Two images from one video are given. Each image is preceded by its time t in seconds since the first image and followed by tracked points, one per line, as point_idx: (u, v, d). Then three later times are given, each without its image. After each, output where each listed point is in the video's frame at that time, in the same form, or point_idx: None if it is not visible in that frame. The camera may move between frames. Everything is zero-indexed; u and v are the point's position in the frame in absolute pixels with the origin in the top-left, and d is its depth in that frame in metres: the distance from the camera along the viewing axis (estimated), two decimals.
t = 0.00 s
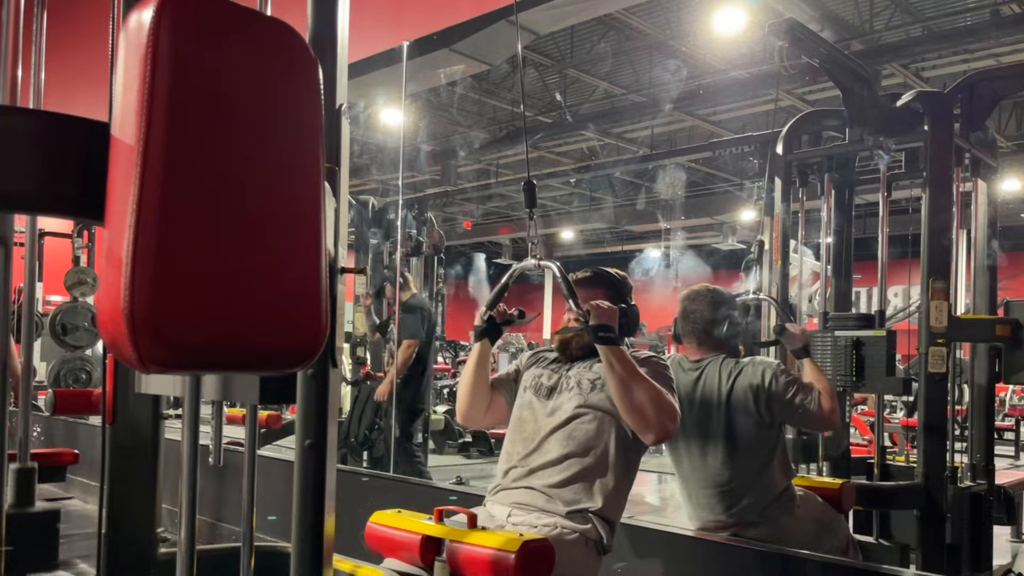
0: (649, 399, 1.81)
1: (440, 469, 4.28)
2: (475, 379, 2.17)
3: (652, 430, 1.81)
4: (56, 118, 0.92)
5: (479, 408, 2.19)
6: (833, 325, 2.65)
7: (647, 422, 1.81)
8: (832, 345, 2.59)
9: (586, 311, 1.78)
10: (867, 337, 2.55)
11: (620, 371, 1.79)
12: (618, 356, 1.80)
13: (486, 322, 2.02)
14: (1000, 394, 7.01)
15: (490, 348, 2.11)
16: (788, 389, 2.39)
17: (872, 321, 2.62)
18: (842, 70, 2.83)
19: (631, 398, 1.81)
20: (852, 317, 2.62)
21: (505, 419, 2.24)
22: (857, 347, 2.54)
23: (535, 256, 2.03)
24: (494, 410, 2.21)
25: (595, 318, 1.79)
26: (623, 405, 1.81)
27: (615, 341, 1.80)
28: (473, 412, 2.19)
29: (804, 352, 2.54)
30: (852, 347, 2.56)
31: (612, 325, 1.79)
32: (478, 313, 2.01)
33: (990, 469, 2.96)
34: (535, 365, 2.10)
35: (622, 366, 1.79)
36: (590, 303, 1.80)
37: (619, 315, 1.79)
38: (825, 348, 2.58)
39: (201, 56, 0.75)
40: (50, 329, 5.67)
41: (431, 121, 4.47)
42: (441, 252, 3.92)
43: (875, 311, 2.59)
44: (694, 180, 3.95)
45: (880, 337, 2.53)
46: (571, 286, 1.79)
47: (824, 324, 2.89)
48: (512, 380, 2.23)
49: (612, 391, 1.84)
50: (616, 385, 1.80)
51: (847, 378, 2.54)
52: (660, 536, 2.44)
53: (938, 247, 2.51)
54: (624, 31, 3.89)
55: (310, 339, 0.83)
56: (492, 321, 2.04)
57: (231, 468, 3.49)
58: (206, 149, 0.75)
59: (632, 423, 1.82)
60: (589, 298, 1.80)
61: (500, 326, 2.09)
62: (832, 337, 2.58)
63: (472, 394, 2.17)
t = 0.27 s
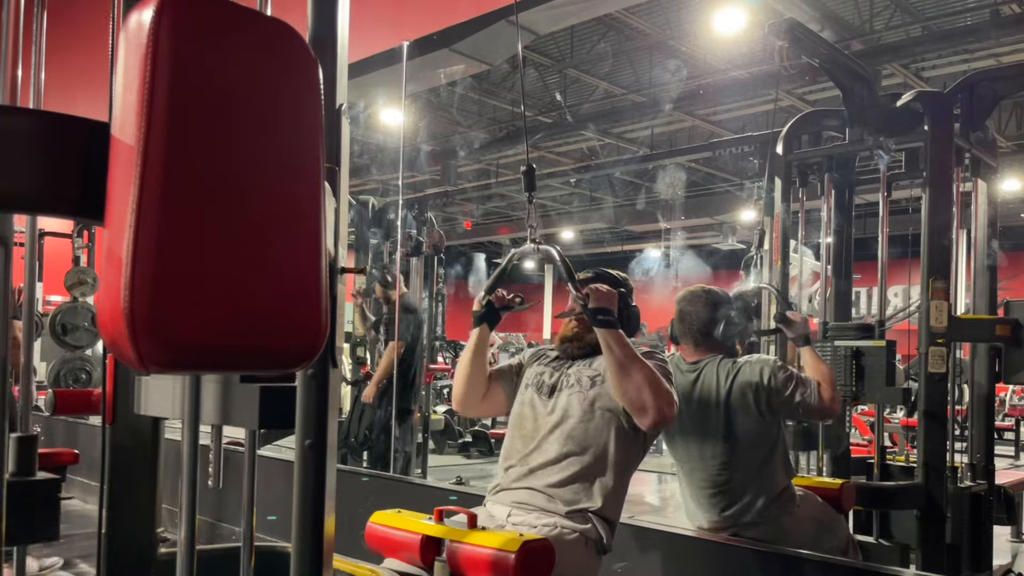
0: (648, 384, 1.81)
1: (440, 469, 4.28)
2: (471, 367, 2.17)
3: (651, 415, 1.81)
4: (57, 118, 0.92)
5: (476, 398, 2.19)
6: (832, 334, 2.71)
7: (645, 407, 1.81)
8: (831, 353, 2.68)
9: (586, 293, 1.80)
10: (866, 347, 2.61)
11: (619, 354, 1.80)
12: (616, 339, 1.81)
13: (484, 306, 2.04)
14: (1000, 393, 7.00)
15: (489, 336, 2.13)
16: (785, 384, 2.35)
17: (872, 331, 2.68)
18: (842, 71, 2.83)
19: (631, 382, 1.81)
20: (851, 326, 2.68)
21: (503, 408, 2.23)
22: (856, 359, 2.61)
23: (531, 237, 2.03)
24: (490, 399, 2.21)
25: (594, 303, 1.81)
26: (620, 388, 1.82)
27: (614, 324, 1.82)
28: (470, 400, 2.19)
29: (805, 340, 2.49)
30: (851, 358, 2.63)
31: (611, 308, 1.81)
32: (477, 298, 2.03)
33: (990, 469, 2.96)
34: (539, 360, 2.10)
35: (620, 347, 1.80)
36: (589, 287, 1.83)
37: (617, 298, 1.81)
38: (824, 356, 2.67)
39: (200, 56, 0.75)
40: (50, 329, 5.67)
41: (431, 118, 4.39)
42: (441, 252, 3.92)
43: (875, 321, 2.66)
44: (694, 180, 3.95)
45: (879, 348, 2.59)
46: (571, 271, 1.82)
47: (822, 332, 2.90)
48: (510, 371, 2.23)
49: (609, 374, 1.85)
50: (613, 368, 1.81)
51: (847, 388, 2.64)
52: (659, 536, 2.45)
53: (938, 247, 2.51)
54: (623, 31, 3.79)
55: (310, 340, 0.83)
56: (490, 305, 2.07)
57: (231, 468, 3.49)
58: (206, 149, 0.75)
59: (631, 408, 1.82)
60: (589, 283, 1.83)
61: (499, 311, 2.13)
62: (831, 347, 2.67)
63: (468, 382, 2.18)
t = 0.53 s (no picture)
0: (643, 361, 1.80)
1: (440, 469, 4.28)
2: (469, 351, 2.17)
3: (646, 394, 1.79)
4: (56, 117, 0.92)
5: (473, 383, 2.19)
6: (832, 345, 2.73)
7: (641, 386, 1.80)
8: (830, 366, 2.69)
9: (582, 273, 1.79)
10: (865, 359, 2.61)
11: (614, 333, 1.80)
12: (612, 317, 1.81)
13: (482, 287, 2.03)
14: (1000, 394, 7.00)
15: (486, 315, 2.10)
16: (785, 381, 2.33)
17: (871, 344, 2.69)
18: (842, 71, 2.83)
19: (626, 362, 1.80)
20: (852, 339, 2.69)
21: (501, 393, 2.23)
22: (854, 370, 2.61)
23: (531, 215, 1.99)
24: (488, 383, 2.21)
25: (591, 283, 1.80)
26: (616, 368, 1.81)
27: (610, 305, 1.82)
28: (468, 383, 2.19)
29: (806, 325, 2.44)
30: (851, 369, 2.63)
31: (607, 288, 1.81)
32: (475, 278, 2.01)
33: (990, 469, 2.96)
34: (538, 355, 2.11)
35: (615, 326, 1.80)
36: (585, 267, 1.82)
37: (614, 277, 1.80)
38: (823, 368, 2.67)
39: (199, 55, 0.75)
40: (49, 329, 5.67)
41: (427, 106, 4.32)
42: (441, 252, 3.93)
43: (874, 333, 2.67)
44: (695, 180, 3.96)
45: (879, 360, 2.59)
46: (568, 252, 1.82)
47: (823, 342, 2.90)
48: (509, 358, 2.23)
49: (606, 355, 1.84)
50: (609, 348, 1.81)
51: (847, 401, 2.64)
52: (659, 535, 2.45)
53: (938, 247, 2.51)
54: (623, 31, 3.77)
55: (309, 340, 0.83)
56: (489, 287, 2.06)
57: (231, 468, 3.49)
58: (206, 149, 0.75)
59: (628, 389, 1.81)
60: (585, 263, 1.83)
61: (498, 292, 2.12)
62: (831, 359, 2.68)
63: (465, 365, 2.17)
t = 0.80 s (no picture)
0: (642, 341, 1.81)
1: (440, 469, 4.28)
2: (470, 332, 2.18)
3: (645, 373, 1.80)
4: (56, 118, 0.92)
5: (473, 369, 2.19)
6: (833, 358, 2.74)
7: (638, 366, 1.80)
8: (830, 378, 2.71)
9: (581, 253, 1.80)
10: (864, 372, 2.63)
11: (613, 310, 1.81)
12: (611, 297, 1.82)
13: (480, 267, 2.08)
14: (1000, 394, 7.00)
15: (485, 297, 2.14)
16: (784, 376, 2.35)
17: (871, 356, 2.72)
18: (842, 71, 2.83)
19: (625, 340, 1.81)
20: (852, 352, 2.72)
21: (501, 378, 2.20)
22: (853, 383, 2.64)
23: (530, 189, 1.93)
24: (488, 368, 2.19)
25: (590, 262, 1.81)
26: (615, 346, 1.82)
27: (610, 284, 1.83)
28: (468, 365, 2.18)
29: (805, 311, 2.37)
30: (851, 382, 2.65)
31: (606, 268, 1.82)
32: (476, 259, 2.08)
33: (990, 469, 2.95)
34: (538, 355, 2.11)
35: (615, 304, 1.81)
36: (586, 246, 1.84)
37: (613, 257, 1.81)
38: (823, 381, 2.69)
39: (199, 54, 0.75)
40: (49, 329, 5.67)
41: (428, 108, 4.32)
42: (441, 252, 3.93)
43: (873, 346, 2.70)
44: (695, 179, 3.97)
45: (878, 372, 2.60)
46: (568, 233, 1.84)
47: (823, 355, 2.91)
48: (510, 345, 2.21)
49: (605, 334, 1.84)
50: (608, 325, 1.81)
51: (847, 414, 2.66)
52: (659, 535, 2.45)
53: (938, 247, 2.51)
54: (623, 31, 3.75)
55: (309, 340, 0.83)
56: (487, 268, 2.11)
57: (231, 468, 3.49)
58: (206, 148, 0.75)
59: (626, 368, 1.81)
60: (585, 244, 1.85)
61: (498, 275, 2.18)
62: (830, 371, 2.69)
63: (465, 347, 2.18)
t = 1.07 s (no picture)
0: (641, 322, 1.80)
1: (440, 469, 4.29)
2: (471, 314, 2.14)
3: (643, 353, 1.79)
4: (56, 118, 0.91)
5: (474, 356, 2.16)
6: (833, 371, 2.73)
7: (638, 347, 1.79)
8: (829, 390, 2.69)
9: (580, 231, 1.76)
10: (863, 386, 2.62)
11: (613, 290, 1.78)
12: (609, 276, 1.79)
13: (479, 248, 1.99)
14: (1000, 394, 7.01)
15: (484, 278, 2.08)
16: (783, 371, 2.36)
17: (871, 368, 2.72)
18: (842, 71, 2.83)
19: (625, 320, 1.79)
20: (852, 364, 2.72)
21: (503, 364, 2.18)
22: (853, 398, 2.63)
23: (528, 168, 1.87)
24: (489, 353, 2.17)
25: (589, 240, 1.77)
26: (615, 326, 1.80)
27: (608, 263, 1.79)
28: (469, 348, 2.14)
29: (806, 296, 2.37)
30: (851, 396, 2.64)
31: (606, 247, 1.79)
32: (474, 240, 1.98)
33: (990, 469, 2.95)
34: (540, 355, 2.10)
35: (614, 284, 1.78)
36: (585, 225, 1.80)
37: (613, 236, 1.78)
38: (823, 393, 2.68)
39: (199, 54, 0.75)
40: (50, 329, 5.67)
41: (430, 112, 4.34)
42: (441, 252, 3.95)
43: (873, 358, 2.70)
44: (695, 180, 3.88)
45: (878, 387, 2.60)
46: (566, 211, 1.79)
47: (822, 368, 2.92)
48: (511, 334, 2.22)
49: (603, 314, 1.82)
50: (607, 307, 1.79)
51: (847, 426, 2.66)
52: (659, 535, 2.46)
53: (938, 247, 2.51)
54: (623, 31, 3.74)
55: (308, 341, 0.82)
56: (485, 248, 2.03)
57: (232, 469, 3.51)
58: (207, 149, 0.75)
59: (624, 348, 1.80)
60: (584, 222, 1.81)
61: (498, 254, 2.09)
62: (830, 384, 2.68)
63: (465, 333, 2.14)
